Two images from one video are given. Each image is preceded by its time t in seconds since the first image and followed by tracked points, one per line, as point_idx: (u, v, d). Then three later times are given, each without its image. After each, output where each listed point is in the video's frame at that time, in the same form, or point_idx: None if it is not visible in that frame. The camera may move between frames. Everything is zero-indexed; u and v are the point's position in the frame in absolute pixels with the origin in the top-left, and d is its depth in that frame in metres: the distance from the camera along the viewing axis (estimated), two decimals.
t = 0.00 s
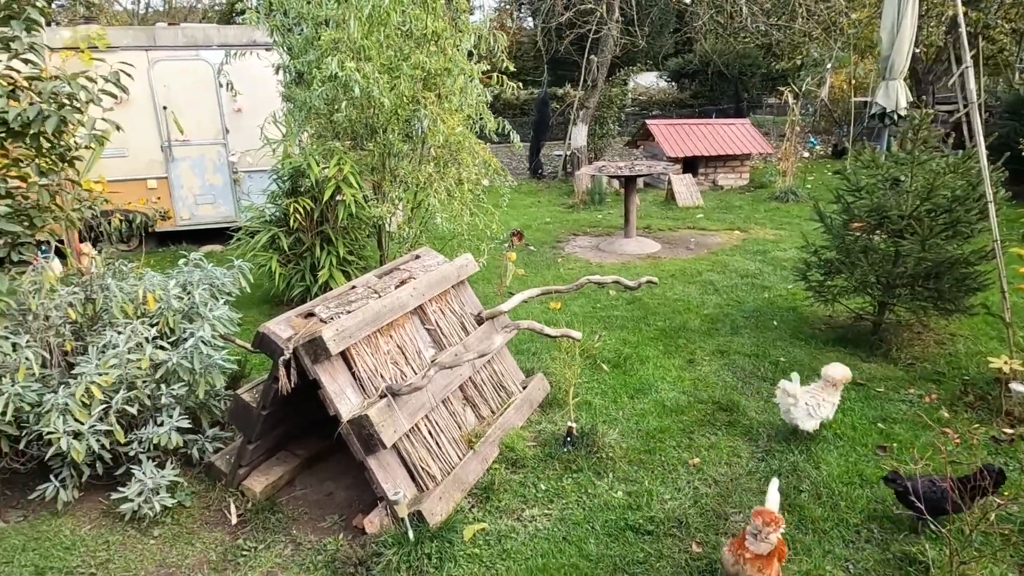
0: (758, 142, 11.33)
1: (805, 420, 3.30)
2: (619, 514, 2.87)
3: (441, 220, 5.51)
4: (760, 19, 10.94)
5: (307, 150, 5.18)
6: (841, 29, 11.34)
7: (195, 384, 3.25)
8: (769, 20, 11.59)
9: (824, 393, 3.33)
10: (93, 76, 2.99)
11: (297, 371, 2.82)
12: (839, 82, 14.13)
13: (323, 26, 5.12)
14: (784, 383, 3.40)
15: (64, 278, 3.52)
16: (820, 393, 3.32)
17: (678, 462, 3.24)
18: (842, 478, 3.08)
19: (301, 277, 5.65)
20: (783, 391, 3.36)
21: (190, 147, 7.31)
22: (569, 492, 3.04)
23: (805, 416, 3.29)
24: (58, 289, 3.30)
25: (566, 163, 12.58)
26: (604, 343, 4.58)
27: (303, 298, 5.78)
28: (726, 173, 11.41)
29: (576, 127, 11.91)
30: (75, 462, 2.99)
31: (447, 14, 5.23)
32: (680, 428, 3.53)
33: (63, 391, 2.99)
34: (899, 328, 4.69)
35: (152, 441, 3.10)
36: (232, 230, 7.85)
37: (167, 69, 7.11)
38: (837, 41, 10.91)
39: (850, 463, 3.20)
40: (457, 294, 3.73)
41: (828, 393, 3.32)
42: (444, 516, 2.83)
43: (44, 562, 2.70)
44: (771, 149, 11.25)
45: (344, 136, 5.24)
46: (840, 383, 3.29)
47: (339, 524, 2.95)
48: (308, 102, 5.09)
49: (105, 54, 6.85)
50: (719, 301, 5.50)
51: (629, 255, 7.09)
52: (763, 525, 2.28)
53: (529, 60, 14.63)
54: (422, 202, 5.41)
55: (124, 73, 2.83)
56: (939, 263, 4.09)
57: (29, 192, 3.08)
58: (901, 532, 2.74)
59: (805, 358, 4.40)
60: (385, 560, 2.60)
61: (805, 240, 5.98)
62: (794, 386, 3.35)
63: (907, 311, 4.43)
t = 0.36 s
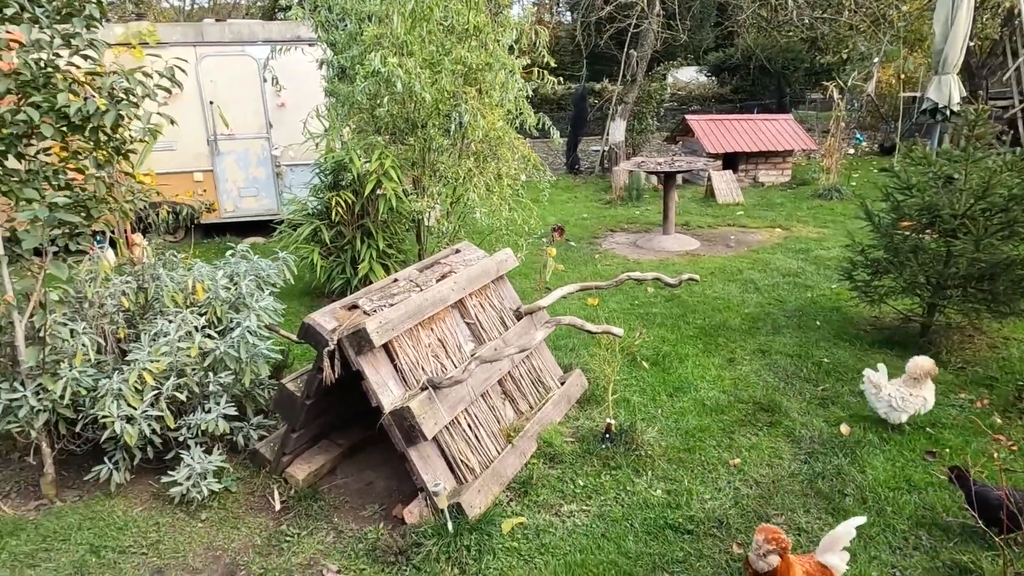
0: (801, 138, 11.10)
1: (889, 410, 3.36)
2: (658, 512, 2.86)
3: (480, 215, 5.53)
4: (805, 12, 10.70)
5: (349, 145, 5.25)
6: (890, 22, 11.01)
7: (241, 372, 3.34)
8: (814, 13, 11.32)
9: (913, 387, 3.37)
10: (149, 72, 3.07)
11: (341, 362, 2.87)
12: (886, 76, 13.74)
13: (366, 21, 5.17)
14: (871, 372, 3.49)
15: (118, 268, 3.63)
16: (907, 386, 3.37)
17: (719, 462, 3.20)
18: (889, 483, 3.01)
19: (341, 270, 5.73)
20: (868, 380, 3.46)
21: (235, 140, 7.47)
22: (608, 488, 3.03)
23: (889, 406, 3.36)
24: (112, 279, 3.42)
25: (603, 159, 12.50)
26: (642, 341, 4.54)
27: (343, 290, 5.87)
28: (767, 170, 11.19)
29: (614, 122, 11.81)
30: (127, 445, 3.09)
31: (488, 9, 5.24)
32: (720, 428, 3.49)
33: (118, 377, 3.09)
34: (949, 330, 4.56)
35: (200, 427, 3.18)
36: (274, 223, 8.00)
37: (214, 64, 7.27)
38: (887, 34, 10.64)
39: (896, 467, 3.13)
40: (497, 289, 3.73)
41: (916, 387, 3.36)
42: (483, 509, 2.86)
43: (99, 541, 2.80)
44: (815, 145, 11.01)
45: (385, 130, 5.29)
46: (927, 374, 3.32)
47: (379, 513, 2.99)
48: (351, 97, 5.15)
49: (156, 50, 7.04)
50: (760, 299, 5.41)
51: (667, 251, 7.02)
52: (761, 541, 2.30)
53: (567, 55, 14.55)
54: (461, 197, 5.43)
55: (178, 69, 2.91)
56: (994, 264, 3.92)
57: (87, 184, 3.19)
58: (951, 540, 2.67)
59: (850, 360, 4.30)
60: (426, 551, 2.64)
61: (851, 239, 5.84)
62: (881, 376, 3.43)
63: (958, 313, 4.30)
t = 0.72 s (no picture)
0: (852, 135, 10.79)
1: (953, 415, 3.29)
2: (701, 512, 2.82)
3: (522, 210, 5.53)
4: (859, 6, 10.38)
5: (394, 139, 5.30)
6: (949, 15, 10.60)
7: (288, 361, 3.41)
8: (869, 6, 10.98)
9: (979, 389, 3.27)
10: (206, 67, 3.16)
11: (386, 353, 2.91)
12: (943, 72, 13.25)
13: (413, 17, 5.21)
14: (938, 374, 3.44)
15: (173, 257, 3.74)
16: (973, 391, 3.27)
17: (764, 464, 3.15)
18: (943, 491, 2.92)
19: (384, 263, 5.79)
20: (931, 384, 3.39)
21: (283, 135, 7.63)
22: (650, 487, 3.01)
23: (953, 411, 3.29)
24: (167, 268, 3.53)
25: (646, 155, 12.37)
26: (686, 339, 4.48)
27: (386, 283, 5.94)
28: (816, 168, 10.92)
29: (658, 118, 11.68)
30: (180, 429, 3.19)
31: (534, 4, 5.22)
32: (766, 429, 3.43)
33: (172, 362, 3.18)
34: (1008, 336, 4.39)
35: (249, 414, 3.26)
36: (319, 216, 8.14)
37: (264, 60, 7.43)
38: (945, 27, 10.18)
39: (951, 476, 3.02)
40: (540, 284, 3.73)
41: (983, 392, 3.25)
42: (523, 503, 2.86)
43: (153, 521, 2.90)
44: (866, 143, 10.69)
45: (430, 125, 5.33)
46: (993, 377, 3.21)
47: (420, 503, 3.03)
48: (397, 92, 5.21)
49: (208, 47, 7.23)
50: (807, 300, 5.29)
51: (711, 250, 6.92)
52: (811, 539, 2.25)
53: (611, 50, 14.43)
54: (504, 193, 5.44)
55: (233, 64, 2.98)
56: None
57: (145, 176, 3.28)
58: (1009, 553, 2.57)
59: (902, 364, 4.17)
60: (467, 542, 2.67)
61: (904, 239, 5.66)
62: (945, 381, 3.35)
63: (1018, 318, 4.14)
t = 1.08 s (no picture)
0: (915, 137, 10.42)
1: None
2: (754, 518, 2.77)
3: (573, 210, 5.53)
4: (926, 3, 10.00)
5: (447, 138, 5.35)
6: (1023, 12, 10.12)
7: (343, 353, 3.49)
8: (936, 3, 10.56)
9: None
10: (272, 66, 3.26)
11: (438, 348, 2.94)
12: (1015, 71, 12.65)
13: (468, 17, 5.26)
14: None
15: (235, 250, 3.87)
16: None
17: (819, 471, 3.07)
18: (1012, 507, 2.80)
19: (435, 261, 5.86)
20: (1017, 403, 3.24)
21: (337, 134, 7.80)
22: (701, 490, 2.96)
23: None
24: (229, 260, 3.65)
25: (697, 156, 12.19)
26: (738, 343, 4.40)
27: (435, 280, 6.01)
28: (875, 171, 10.56)
29: (710, 119, 11.50)
30: (239, 416, 3.29)
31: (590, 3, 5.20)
32: (821, 436, 3.35)
33: (233, 351, 3.29)
34: None
35: (304, 403, 3.34)
36: (371, 213, 8.28)
37: (320, 61, 7.61)
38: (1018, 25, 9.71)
39: (1021, 491, 2.89)
40: (591, 283, 3.71)
41: None
42: (572, 501, 2.86)
43: (213, 503, 3.00)
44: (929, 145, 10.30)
45: (482, 124, 5.36)
46: None
47: (469, 498, 3.05)
48: (451, 91, 5.26)
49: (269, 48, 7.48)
50: (865, 305, 5.14)
51: (764, 253, 6.78)
52: (871, 534, 2.26)
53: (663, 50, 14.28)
54: (555, 192, 5.45)
55: (298, 62, 3.05)
56: None
57: (212, 171, 3.40)
58: None
59: (967, 374, 4.01)
60: (516, 538, 2.68)
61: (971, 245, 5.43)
62: None
63: None
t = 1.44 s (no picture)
0: (991, 145, 9.93)
1: None
2: (817, 536, 2.69)
3: (630, 216, 5.49)
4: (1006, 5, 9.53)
5: (505, 143, 5.39)
6: None
7: (401, 353, 3.55)
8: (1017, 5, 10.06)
9: None
10: (341, 72, 3.35)
11: (496, 351, 2.97)
12: None
13: (528, 23, 5.29)
14: None
15: (299, 250, 3.98)
16: None
17: (886, 491, 2.96)
18: None
19: (490, 265, 5.90)
20: None
21: (397, 138, 7.95)
22: (761, 504, 2.89)
23: None
24: (294, 259, 3.77)
25: (757, 164, 11.93)
26: (799, 355, 4.28)
27: (490, 284, 6.05)
28: (947, 181, 10.11)
29: (771, 126, 11.24)
30: (301, 411, 3.39)
31: (651, 8, 5.15)
32: (888, 454, 3.22)
33: (296, 348, 3.39)
34: None
35: (363, 401, 3.41)
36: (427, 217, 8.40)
37: (382, 66, 7.79)
38: None
39: None
40: (648, 290, 3.68)
41: None
42: (627, 510, 2.83)
43: (274, 495, 3.10)
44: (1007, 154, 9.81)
45: (540, 130, 5.37)
46: None
47: (523, 501, 3.06)
48: (510, 96, 5.30)
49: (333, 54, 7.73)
50: (936, 320, 4.93)
51: (827, 263, 6.57)
52: (946, 558, 2.18)
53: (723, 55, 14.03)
54: (611, 198, 5.41)
55: (366, 68, 3.13)
56: None
57: (280, 173, 3.51)
58: None
59: None
60: (570, 543, 2.67)
61: None
62: None
63: None
